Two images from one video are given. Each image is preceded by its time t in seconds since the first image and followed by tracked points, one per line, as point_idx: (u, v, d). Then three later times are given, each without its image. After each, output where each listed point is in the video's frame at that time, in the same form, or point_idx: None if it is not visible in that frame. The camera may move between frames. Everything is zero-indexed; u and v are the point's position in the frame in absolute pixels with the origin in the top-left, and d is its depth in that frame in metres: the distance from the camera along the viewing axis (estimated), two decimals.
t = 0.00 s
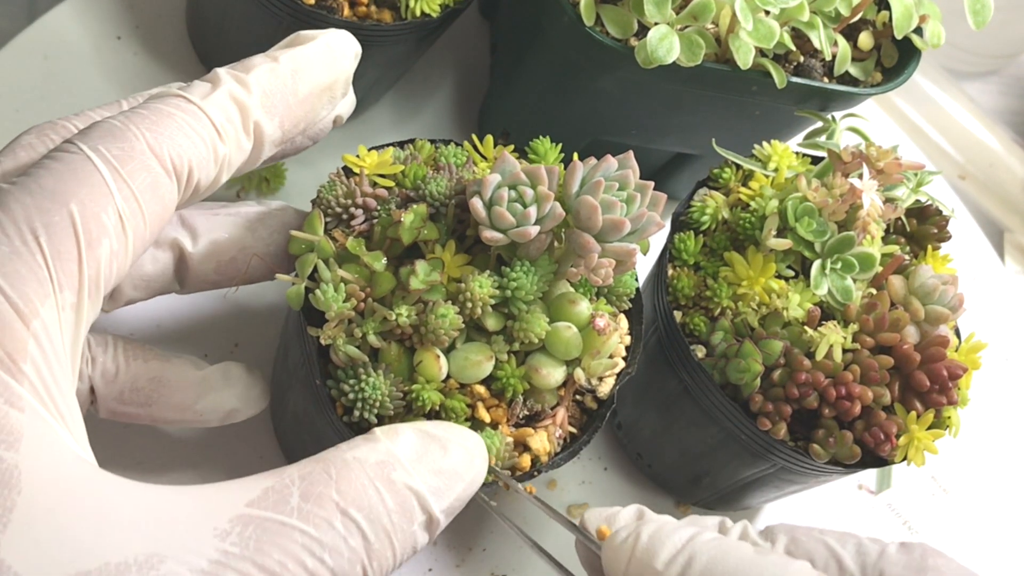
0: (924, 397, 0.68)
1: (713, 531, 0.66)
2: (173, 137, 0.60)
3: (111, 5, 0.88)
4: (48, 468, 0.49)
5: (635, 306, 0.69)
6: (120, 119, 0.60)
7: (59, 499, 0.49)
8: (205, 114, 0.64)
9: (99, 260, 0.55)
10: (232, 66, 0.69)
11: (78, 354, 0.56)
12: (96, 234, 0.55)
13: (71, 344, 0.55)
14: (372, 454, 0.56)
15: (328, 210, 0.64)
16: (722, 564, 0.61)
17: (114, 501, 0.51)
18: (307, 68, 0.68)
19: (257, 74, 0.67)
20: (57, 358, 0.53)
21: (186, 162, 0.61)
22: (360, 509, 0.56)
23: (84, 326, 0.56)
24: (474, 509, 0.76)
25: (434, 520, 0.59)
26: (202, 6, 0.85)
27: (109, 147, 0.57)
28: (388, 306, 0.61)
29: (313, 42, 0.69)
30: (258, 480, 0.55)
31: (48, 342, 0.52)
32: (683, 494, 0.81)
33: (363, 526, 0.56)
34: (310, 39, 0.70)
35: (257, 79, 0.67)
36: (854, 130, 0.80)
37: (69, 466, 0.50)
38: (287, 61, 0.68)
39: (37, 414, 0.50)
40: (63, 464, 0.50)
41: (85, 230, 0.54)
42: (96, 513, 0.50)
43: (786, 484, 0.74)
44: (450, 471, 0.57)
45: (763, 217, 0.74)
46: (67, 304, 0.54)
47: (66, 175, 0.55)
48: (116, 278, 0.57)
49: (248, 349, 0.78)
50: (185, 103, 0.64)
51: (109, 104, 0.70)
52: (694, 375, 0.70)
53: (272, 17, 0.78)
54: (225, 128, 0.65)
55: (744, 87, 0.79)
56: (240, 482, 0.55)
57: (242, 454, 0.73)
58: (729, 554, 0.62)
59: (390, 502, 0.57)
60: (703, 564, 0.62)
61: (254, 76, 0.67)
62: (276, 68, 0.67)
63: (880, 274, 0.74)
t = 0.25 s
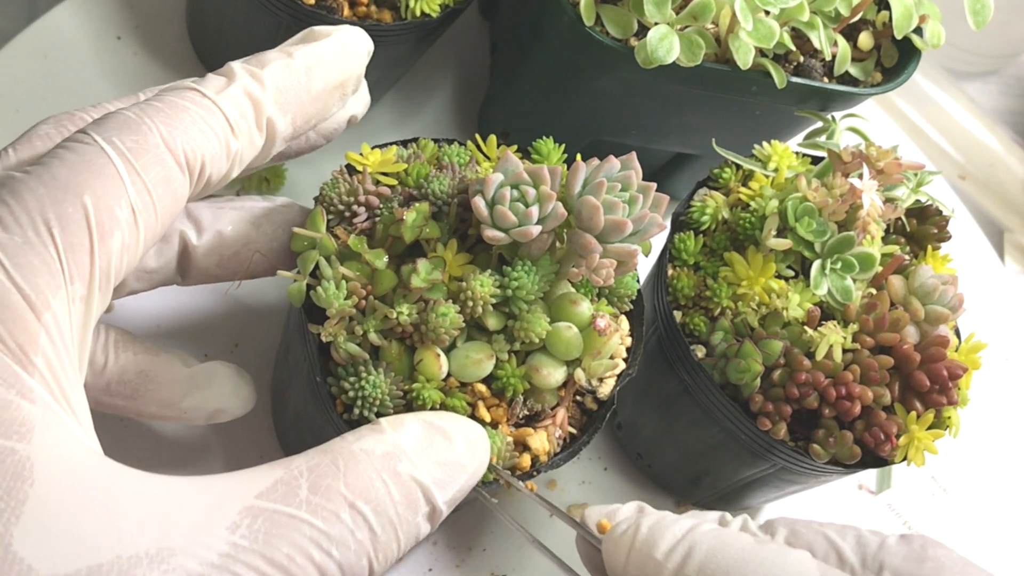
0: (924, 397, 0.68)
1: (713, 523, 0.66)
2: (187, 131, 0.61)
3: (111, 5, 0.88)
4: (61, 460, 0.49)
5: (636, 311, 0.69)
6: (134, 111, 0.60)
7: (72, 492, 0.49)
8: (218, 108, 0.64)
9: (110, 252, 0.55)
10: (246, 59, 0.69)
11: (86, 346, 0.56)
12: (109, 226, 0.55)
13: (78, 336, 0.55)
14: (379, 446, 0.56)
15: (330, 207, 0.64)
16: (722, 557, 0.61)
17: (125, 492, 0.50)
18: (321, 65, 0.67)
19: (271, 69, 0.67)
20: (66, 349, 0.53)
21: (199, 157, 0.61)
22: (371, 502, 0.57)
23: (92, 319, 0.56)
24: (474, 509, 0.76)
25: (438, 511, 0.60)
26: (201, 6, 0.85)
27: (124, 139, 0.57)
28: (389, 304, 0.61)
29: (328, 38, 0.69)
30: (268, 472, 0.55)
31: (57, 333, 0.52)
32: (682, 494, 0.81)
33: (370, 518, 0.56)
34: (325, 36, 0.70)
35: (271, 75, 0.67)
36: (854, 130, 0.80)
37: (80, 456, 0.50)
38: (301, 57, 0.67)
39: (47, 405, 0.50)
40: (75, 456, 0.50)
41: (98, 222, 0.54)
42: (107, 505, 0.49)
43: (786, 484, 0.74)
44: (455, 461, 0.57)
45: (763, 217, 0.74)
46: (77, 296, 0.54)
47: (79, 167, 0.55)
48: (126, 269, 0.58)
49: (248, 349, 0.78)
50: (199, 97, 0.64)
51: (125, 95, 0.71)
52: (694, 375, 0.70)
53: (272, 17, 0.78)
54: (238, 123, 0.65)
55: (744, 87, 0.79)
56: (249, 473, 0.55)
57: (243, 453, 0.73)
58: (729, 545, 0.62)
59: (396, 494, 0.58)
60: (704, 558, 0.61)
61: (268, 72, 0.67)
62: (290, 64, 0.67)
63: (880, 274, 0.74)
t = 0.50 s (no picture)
0: (924, 397, 0.68)
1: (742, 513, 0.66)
2: (193, 149, 0.62)
3: (111, 5, 0.88)
4: (42, 446, 0.50)
5: (638, 309, 0.69)
6: (144, 127, 0.62)
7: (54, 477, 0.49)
8: (227, 130, 0.65)
9: (101, 258, 0.56)
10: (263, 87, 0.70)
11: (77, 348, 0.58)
12: (103, 231, 0.56)
13: (64, 338, 0.56)
14: (344, 428, 0.56)
15: (331, 205, 0.64)
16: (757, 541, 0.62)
17: (108, 483, 0.51)
18: (333, 93, 0.68)
19: (284, 95, 0.68)
20: (48, 348, 0.54)
21: (203, 175, 0.62)
22: (334, 479, 0.56)
23: (78, 323, 0.57)
24: (474, 508, 0.76)
25: (409, 491, 0.58)
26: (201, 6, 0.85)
27: (128, 151, 0.59)
28: (389, 302, 0.61)
29: (342, 69, 0.70)
30: (238, 452, 0.55)
31: (40, 331, 0.53)
32: (682, 494, 0.81)
33: (337, 495, 0.56)
34: (339, 67, 0.71)
35: (283, 100, 0.67)
36: (853, 130, 0.80)
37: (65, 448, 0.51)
38: (314, 85, 0.68)
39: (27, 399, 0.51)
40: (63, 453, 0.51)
41: (92, 226, 0.56)
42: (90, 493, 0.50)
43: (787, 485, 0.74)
44: (422, 443, 0.56)
45: (763, 217, 0.74)
46: (64, 296, 0.55)
47: (80, 172, 0.57)
48: (118, 278, 0.59)
49: (248, 348, 0.78)
50: (209, 117, 0.66)
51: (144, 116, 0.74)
52: (694, 374, 0.70)
53: (272, 17, 0.78)
54: (246, 145, 0.65)
55: (745, 87, 0.79)
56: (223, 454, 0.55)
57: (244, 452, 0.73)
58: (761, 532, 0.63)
59: (363, 473, 0.57)
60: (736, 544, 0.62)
61: (280, 97, 0.68)
62: (303, 91, 0.68)
63: (880, 274, 0.74)
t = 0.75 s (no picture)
0: (924, 397, 0.68)
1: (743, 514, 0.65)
2: (179, 136, 0.62)
3: (111, 5, 0.88)
4: (42, 438, 0.50)
5: (637, 314, 0.69)
6: (131, 114, 0.62)
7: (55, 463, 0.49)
8: (213, 117, 0.65)
9: (92, 244, 0.56)
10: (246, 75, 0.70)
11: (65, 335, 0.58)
12: (93, 217, 0.56)
13: (55, 325, 0.56)
14: (338, 424, 0.56)
15: (330, 208, 0.64)
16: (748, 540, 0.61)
17: (109, 468, 0.51)
18: (316, 83, 0.69)
19: (268, 84, 0.68)
20: (41, 335, 0.54)
21: (189, 162, 0.62)
22: (354, 481, 0.56)
23: (71, 309, 0.57)
24: (474, 509, 0.76)
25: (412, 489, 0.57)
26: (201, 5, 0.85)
27: (115, 137, 0.59)
28: (386, 306, 0.61)
29: (324, 59, 0.71)
30: (250, 452, 0.55)
31: (33, 319, 0.53)
32: (682, 494, 0.81)
33: (344, 494, 0.55)
34: (321, 57, 0.71)
35: (268, 90, 0.67)
36: (853, 131, 0.80)
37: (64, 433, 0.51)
38: (298, 75, 0.68)
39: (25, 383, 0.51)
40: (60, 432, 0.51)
41: (83, 211, 0.56)
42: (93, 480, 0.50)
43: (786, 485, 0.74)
44: (423, 441, 0.57)
45: (763, 218, 0.74)
46: (56, 283, 0.55)
47: (69, 159, 0.57)
48: (109, 265, 0.59)
49: (248, 349, 0.78)
50: (195, 105, 0.65)
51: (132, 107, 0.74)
52: (693, 375, 0.70)
53: (272, 17, 0.78)
54: (231, 133, 0.65)
55: (745, 87, 0.79)
56: (233, 452, 0.55)
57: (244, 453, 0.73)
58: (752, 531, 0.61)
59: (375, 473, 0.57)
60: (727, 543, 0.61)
61: (264, 86, 0.68)
62: (287, 80, 0.68)
63: (880, 275, 0.74)
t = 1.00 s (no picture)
0: (924, 397, 0.68)
1: (690, 519, 0.66)
2: (178, 134, 0.61)
3: (111, 5, 0.88)
4: (53, 454, 0.49)
5: (636, 313, 0.69)
6: (127, 110, 0.61)
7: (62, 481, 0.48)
8: (209, 112, 0.64)
9: (96, 248, 0.56)
10: (237, 65, 0.69)
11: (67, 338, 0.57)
12: (97, 221, 0.55)
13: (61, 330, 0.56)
14: (348, 429, 0.57)
15: (330, 208, 0.64)
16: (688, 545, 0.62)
17: (116, 482, 0.50)
18: (307, 73, 0.69)
19: (261, 77, 0.67)
20: (47, 345, 0.53)
21: (188, 160, 0.62)
22: (365, 491, 0.57)
23: (76, 313, 0.57)
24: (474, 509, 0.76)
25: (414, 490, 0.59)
26: (201, 5, 0.85)
27: (116, 137, 0.58)
28: (386, 305, 0.61)
29: (313, 48, 0.70)
30: (260, 463, 0.55)
31: (41, 327, 0.53)
32: (683, 494, 0.81)
33: (356, 507, 0.56)
34: (310, 46, 0.71)
35: (261, 81, 0.67)
36: (854, 130, 0.80)
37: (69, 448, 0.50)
38: (290, 65, 0.68)
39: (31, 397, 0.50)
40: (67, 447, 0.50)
41: (87, 217, 0.55)
42: (101, 497, 0.49)
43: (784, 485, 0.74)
44: (422, 443, 0.57)
45: (763, 218, 0.74)
46: (62, 289, 0.55)
47: (72, 161, 0.56)
48: (111, 266, 0.59)
49: (248, 349, 0.78)
50: (189, 99, 0.65)
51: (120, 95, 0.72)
52: (693, 374, 0.70)
53: (272, 17, 0.78)
54: (227, 128, 0.65)
55: (745, 87, 0.79)
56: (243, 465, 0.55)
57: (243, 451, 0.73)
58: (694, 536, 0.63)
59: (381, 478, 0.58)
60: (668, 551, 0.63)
61: (257, 79, 0.67)
62: (280, 72, 0.67)
63: (880, 274, 0.74)
